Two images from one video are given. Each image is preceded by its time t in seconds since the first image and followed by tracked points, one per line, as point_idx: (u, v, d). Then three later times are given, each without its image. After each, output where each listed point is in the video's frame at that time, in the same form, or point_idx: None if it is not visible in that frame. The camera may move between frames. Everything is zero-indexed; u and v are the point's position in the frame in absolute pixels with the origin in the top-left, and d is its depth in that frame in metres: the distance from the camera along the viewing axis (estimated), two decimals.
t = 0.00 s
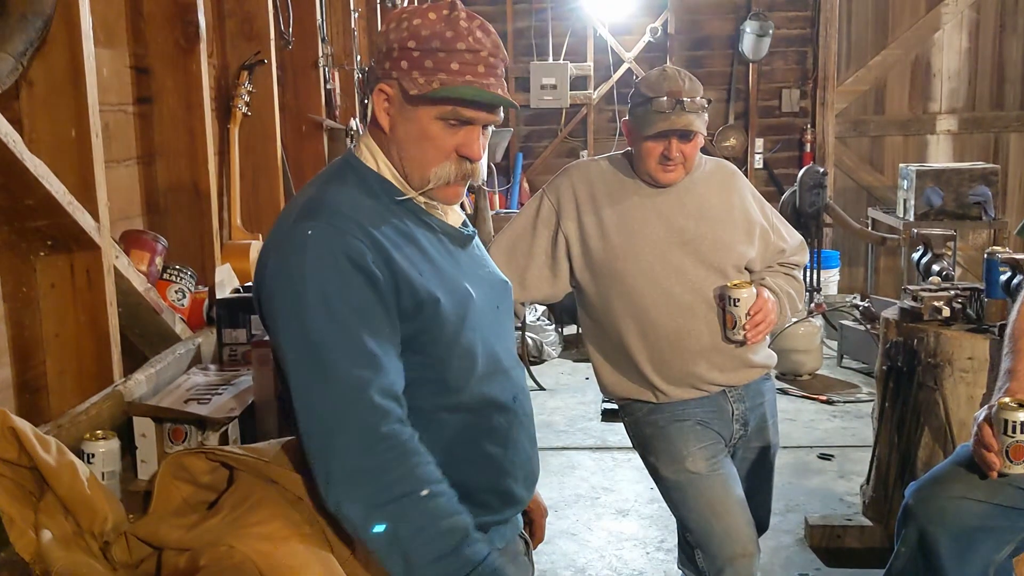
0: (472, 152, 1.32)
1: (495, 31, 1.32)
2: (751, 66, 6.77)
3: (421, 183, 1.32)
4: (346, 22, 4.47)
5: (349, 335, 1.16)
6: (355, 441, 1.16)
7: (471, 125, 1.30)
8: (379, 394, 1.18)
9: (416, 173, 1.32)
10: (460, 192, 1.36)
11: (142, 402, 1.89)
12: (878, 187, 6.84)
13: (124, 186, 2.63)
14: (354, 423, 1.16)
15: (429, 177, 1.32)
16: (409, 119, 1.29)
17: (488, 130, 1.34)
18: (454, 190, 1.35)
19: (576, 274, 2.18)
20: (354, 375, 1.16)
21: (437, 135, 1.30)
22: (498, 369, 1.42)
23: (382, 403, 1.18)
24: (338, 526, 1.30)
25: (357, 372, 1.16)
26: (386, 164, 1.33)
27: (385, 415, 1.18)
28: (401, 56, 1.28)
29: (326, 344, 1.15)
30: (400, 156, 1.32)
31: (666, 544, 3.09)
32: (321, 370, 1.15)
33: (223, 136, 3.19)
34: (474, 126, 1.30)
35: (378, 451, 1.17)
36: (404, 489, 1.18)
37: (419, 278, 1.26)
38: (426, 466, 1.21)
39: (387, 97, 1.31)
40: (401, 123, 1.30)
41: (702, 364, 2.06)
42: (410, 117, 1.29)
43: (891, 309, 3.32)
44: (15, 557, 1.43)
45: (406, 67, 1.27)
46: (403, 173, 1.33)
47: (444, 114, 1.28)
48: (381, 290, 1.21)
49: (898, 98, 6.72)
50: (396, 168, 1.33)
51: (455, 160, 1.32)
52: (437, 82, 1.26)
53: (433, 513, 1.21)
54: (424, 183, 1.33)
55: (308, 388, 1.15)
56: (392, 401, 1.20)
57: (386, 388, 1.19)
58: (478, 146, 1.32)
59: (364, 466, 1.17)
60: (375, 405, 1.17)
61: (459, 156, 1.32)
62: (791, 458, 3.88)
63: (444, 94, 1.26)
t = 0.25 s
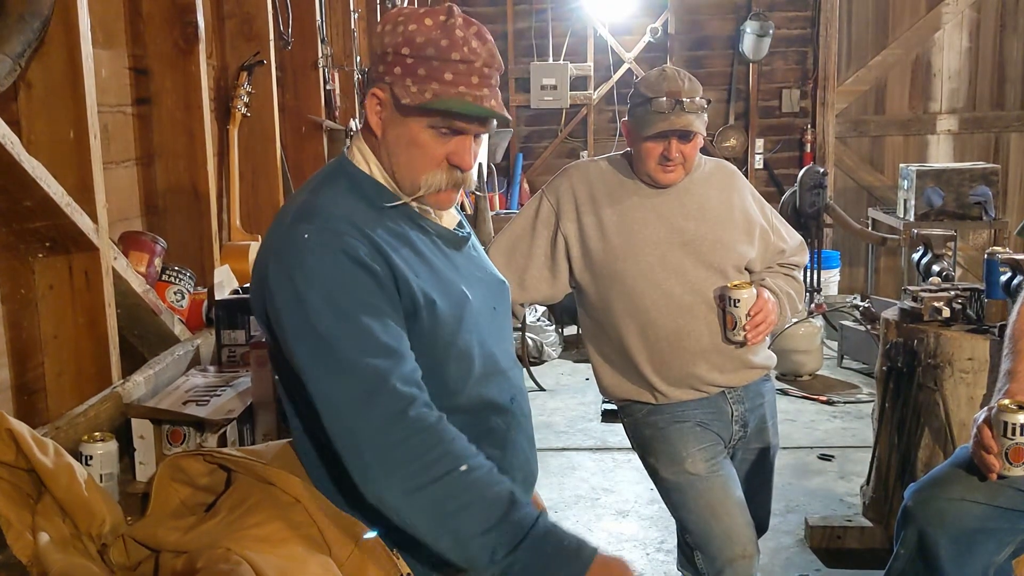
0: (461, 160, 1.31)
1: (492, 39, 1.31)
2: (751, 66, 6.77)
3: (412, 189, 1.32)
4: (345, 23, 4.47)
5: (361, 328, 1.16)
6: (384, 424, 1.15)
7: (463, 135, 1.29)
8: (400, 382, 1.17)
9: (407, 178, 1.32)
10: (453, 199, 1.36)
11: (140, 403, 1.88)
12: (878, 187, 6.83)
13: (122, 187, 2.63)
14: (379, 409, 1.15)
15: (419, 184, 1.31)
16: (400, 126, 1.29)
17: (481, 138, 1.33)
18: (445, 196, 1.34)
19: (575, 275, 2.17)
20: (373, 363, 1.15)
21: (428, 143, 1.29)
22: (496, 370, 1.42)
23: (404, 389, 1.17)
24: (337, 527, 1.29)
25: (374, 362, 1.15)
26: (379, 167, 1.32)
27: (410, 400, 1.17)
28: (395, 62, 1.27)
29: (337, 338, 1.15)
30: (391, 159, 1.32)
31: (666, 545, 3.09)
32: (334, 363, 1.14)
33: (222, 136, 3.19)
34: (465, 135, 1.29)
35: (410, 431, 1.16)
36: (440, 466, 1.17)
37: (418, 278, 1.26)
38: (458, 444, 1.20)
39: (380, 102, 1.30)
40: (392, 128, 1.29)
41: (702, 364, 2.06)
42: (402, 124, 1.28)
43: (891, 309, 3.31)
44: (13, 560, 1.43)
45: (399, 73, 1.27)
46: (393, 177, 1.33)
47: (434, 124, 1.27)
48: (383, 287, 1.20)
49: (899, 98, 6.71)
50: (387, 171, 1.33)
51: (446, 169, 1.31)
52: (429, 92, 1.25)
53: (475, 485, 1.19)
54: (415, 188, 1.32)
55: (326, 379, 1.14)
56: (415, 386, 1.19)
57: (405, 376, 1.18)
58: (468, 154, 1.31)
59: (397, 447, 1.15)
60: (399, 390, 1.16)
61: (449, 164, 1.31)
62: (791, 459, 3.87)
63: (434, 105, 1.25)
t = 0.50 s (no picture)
0: (471, 164, 1.31)
1: (497, 41, 1.31)
2: (751, 65, 6.76)
3: (418, 192, 1.32)
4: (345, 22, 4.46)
5: (357, 341, 1.16)
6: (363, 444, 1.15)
7: (471, 138, 1.29)
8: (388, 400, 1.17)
9: (414, 182, 1.31)
10: (456, 202, 1.35)
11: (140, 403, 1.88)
12: (878, 186, 6.83)
13: (122, 187, 2.63)
14: (363, 429, 1.15)
15: (426, 188, 1.31)
16: (407, 131, 1.28)
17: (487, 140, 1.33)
18: (451, 200, 1.34)
19: (574, 275, 2.17)
20: (365, 379, 1.15)
21: (436, 148, 1.29)
22: (497, 372, 1.42)
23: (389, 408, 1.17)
24: (335, 528, 1.29)
25: (367, 377, 1.15)
26: (383, 170, 1.32)
27: (392, 421, 1.16)
28: (401, 67, 1.27)
29: (336, 350, 1.14)
30: (397, 162, 1.31)
31: (667, 545, 3.09)
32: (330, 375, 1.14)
33: (222, 136, 3.20)
34: (473, 138, 1.29)
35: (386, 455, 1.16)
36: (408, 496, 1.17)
37: (421, 283, 1.26)
38: (432, 474, 1.19)
39: (386, 106, 1.30)
40: (399, 134, 1.29)
41: (702, 365, 2.06)
42: (408, 129, 1.28)
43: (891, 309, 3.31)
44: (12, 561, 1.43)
45: (406, 79, 1.26)
46: (399, 179, 1.32)
47: (443, 128, 1.27)
48: (385, 295, 1.20)
49: (899, 98, 6.70)
50: (392, 175, 1.32)
51: (454, 172, 1.31)
52: (438, 98, 1.25)
53: (437, 520, 1.19)
54: (421, 192, 1.32)
55: (317, 391, 1.15)
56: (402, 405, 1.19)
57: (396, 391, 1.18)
58: (478, 157, 1.31)
59: (370, 472, 1.15)
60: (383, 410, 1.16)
61: (458, 167, 1.31)
62: (792, 458, 3.87)
63: (444, 110, 1.24)
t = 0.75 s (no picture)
0: (465, 162, 1.30)
1: (495, 40, 1.30)
2: (751, 63, 6.76)
3: (416, 188, 1.32)
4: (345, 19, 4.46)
5: (330, 335, 1.13)
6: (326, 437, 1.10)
7: (468, 139, 1.28)
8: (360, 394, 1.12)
9: (411, 178, 1.32)
10: (455, 200, 1.37)
11: (138, 399, 1.88)
12: (878, 184, 6.83)
13: (122, 184, 2.63)
14: (330, 422, 1.10)
15: (423, 184, 1.31)
16: (402, 129, 1.28)
17: (485, 140, 1.32)
18: (449, 198, 1.35)
19: (572, 270, 2.17)
20: (339, 374, 1.12)
21: (432, 147, 1.28)
22: (492, 368, 1.42)
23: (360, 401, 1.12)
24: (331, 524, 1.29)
25: (341, 372, 1.12)
26: (380, 166, 1.33)
27: (362, 411, 1.11)
28: (397, 65, 1.26)
29: (313, 345, 1.12)
30: (393, 159, 1.31)
31: (666, 541, 3.09)
32: (307, 370, 1.11)
33: (221, 133, 3.19)
34: (467, 137, 1.27)
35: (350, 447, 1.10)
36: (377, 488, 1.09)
37: (411, 280, 1.25)
38: (403, 465, 1.12)
39: (383, 102, 1.29)
40: (394, 131, 1.28)
41: (698, 360, 2.05)
42: (404, 127, 1.27)
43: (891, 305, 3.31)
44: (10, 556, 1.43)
45: (402, 77, 1.25)
46: (397, 176, 1.33)
47: (438, 128, 1.26)
48: (373, 291, 1.19)
49: (899, 96, 6.70)
50: (389, 170, 1.33)
51: (450, 170, 1.31)
52: (432, 97, 1.24)
53: (408, 511, 1.09)
54: (419, 188, 1.32)
55: (292, 387, 1.12)
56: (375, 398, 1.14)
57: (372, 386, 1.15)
58: (473, 156, 1.30)
59: (333, 465, 1.09)
60: (351, 402, 1.11)
61: (453, 166, 1.30)
62: (791, 455, 3.87)
63: (438, 111, 1.23)
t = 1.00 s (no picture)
0: (470, 139, 1.30)
1: (488, 14, 1.29)
2: (752, 59, 6.75)
3: (421, 174, 1.32)
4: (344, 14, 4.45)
5: (319, 326, 1.13)
6: (308, 429, 1.10)
7: (470, 113, 1.28)
8: (345, 387, 1.13)
9: (415, 162, 1.32)
10: (460, 181, 1.35)
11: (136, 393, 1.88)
12: (879, 181, 6.82)
13: (121, 178, 2.63)
14: (314, 415, 1.10)
15: (429, 167, 1.31)
16: (404, 109, 1.28)
17: (486, 116, 1.32)
18: (454, 179, 1.34)
19: (567, 259, 2.15)
20: (326, 366, 1.12)
21: (434, 125, 1.28)
22: (493, 362, 1.41)
23: (344, 395, 1.13)
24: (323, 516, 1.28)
25: (329, 363, 1.12)
26: (381, 152, 1.32)
27: (344, 405, 1.12)
28: (395, 45, 1.26)
29: (302, 337, 1.12)
30: (397, 146, 1.31)
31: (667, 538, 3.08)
32: (295, 361, 1.11)
33: (221, 127, 3.18)
34: (469, 112, 1.28)
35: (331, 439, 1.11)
36: (356, 483, 1.11)
37: (410, 271, 1.25)
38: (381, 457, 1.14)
39: (382, 86, 1.30)
40: (396, 113, 1.29)
41: (693, 351, 2.04)
42: (405, 107, 1.28)
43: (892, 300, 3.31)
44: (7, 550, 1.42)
45: (400, 56, 1.26)
46: (401, 163, 1.32)
47: (439, 102, 1.27)
48: (368, 282, 1.18)
49: (900, 92, 6.69)
50: (394, 158, 1.32)
51: (455, 149, 1.31)
52: (433, 71, 1.24)
53: (385, 501, 1.13)
54: (424, 173, 1.32)
55: (279, 378, 1.11)
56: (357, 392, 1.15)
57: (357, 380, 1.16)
58: (476, 131, 1.30)
59: (312, 458, 1.10)
60: (335, 394, 1.12)
61: (458, 144, 1.30)
62: (792, 452, 3.87)
63: (439, 84, 1.24)
